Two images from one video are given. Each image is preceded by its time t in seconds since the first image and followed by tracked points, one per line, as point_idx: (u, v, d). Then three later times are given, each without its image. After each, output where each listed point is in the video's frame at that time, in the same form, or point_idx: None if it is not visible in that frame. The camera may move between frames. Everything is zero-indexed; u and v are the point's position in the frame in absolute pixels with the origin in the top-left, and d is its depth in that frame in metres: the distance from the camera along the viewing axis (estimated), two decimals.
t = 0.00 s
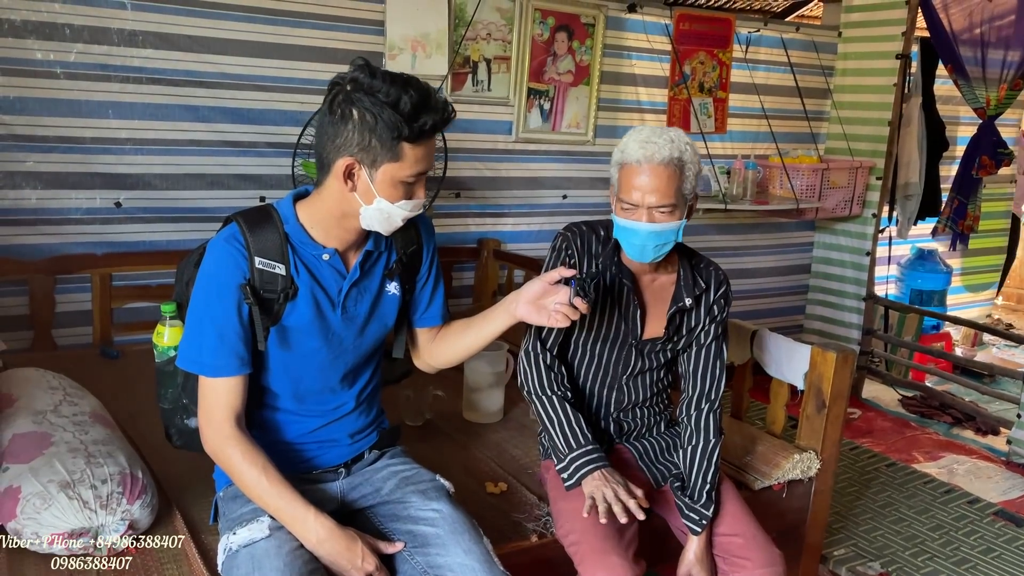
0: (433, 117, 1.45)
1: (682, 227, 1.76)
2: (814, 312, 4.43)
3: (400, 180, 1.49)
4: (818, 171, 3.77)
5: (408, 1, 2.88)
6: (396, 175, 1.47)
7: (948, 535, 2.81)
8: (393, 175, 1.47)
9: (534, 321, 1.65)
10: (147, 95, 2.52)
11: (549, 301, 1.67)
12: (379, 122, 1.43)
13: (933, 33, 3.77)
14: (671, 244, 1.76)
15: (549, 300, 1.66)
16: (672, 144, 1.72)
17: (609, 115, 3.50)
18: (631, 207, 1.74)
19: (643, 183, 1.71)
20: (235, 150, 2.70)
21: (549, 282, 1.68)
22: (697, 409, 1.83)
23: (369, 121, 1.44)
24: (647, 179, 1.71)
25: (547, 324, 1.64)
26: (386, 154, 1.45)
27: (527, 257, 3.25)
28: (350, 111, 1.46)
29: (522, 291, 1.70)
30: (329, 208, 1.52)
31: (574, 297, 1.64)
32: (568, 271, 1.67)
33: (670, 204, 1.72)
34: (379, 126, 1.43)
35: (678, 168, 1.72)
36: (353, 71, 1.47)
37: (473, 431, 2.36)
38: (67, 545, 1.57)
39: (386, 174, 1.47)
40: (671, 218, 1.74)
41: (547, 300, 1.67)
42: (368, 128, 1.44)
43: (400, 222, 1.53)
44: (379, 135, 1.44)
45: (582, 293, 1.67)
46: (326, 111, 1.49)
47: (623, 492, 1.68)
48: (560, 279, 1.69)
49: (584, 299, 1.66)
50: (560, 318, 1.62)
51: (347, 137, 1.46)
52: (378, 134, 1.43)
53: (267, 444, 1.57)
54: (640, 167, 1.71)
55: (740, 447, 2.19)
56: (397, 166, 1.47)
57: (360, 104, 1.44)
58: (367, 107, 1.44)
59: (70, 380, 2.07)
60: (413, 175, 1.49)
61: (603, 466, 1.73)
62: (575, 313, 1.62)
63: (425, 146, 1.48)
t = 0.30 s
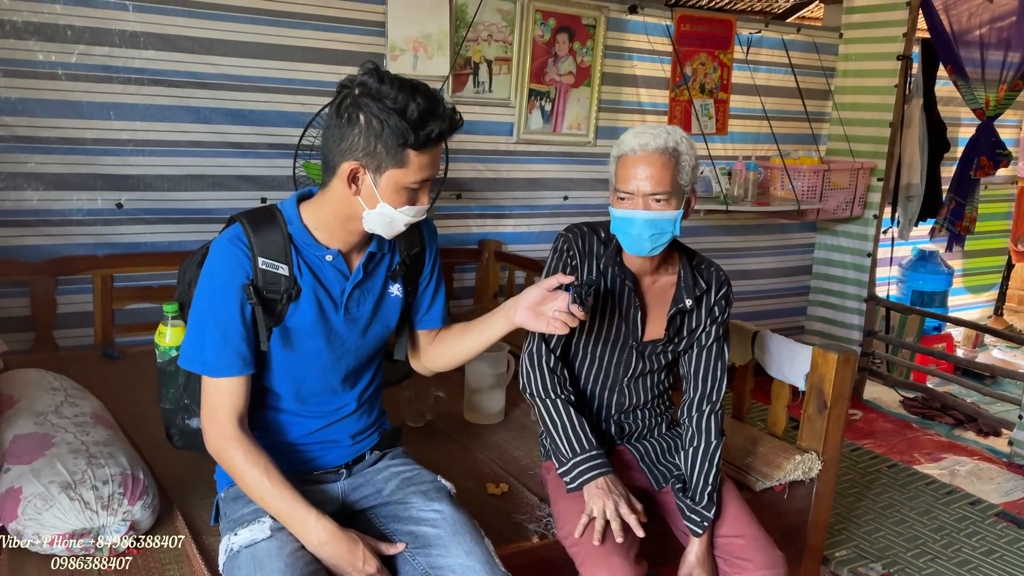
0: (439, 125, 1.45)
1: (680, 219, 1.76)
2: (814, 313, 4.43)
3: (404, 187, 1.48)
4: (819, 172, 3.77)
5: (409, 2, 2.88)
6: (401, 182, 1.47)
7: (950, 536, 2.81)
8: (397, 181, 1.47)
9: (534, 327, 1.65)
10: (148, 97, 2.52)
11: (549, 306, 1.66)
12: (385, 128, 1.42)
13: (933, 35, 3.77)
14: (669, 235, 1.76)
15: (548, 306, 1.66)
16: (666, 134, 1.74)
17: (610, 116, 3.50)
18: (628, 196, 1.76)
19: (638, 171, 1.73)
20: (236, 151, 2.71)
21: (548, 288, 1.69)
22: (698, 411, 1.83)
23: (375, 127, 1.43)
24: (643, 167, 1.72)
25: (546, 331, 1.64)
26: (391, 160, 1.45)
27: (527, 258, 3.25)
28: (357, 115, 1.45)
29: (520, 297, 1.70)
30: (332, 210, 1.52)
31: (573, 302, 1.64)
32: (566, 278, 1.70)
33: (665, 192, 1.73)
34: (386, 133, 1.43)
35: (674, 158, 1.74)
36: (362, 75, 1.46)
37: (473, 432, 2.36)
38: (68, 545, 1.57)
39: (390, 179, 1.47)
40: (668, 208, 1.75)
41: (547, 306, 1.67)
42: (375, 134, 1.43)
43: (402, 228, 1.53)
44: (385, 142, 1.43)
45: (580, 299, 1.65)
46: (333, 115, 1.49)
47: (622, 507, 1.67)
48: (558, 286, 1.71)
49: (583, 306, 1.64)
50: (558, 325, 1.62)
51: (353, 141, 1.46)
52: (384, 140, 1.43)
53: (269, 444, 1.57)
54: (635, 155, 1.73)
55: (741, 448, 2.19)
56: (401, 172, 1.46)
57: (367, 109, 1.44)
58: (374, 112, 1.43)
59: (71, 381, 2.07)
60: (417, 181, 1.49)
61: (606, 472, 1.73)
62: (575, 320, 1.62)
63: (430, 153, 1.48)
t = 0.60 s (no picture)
0: (439, 125, 1.45)
1: (676, 211, 1.75)
2: (815, 314, 4.43)
3: (404, 187, 1.48)
4: (820, 174, 3.77)
5: (410, 4, 2.88)
6: (401, 181, 1.47)
7: (950, 538, 2.81)
8: (397, 180, 1.47)
9: (534, 326, 1.65)
10: (149, 98, 2.52)
11: (549, 305, 1.67)
12: (385, 128, 1.42)
13: (933, 36, 3.77)
14: (665, 228, 1.75)
15: (548, 305, 1.66)
16: (661, 129, 1.76)
17: (610, 118, 3.51)
18: (625, 188, 1.77)
19: (635, 164, 1.74)
20: (237, 152, 2.71)
21: (548, 287, 1.69)
22: (698, 412, 1.83)
23: (374, 127, 1.43)
24: (639, 159, 1.73)
25: (546, 329, 1.65)
26: (391, 161, 1.45)
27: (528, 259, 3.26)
28: (356, 116, 1.45)
29: (519, 296, 1.70)
30: (333, 211, 1.52)
31: (573, 302, 1.64)
32: (567, 276, 1.70)
33: (661, 182, 1.74)
34: (385, 133, 1.43)
35: (670, 151, 1.75)
36: (361, 75, 1.46)
37: (474, 433, 2.36)
38: (69, 546, 1.57)
39: (391, 178, 1.47)
40: (664, 199, 1.75)
41: (547, 305, 1.67)
42: (374, 134, 1.43)
43: (402, 228, 1.52)
44: (385, 141, 1.43)
45: (581, 298, 1.67)
46: (332, 116, 1.49)
47: (625, 517, 1.67)
48: (559, 284, 1.71)
49: (583, 304, 1.66)
50: (559, 323, 1.63)
51: (353, 142, 1.45)
52: (384, 140, 1.43)
53: (269, 445, 1.57)
54: (631, 148, 1.75)
55: (742, 448, 2.19)
56: (401, 172, 1.47)
57: (367, 110, 1.44)
58: (373, 113, 1.43)
59: (72, 381, 2.08)
60: (416, 181, 1.49)
61: (609, 475, 1.73)
62: (575, 319, 1.63)
63: (430, 153, 1.48)
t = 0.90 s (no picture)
0: (440, 116, 1.47)
1: (673, 210, 1.75)
2: (815, 316, 4.43)
3: (412, 182, 1.50)
4: (820, 175, 3.77)
5: (411, 6, 2.89)
6: (410, 178, 1.49)
7: (951, 539, 2.81)
8: (407, 177, 1.48)
9: (534, 324, 1.65)
10: (150, 99, 2.53)
11: (549, 303, 1.66)
12: (389, 129, 1.43)
13: (934, 38, 3.77)
14: (663, 227, 1.75)
15: (548, 303, 1.66)
16: (655, 129, 1.76)
17: (610, 119, 3.51)
18: (620, 190, 1.77)
19: (630, 166, 1.74)
20: (237, 154, 2.71)
21: (546, 285, 1.68)
22: (698, 413, 1.83)
23: (379, 130, 1.43)
24: (634, 161, 1.74)
25: (546, 327, 1.65)
26: (400, 159, 1.46)
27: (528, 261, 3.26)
28: (358, 122, 1.44)
29: (518, 295, 1.69)
30: (332, 213, 1.52)
31: (573, 300, 1.64)
32: (565, 274, 1.68)
33: (657, 182, 1.74)
34: (391, 134, 1.43)
35: (665, 151, 1.75)
36: (351, 80, 1.45)
37: (474, 434, 2.36)
38: (69, 547, 1.57)
39: (400, 177, 1.48)
40: (660, 199, 1.74)
41: (546, 303, 1.66)
42: (379, 137, 1.43)
43: (412, 221, 1.55)
44: (391, 142, 1.44)
45: (579, 296, 1.67)
46: (330, 124, 1.47)
47: (625, 518, 1.67)
48: (556, 282, 1.70)
49: (582, 301, 1.67)
50: (558, 322, 1.63)
51: (358, 149, 1.44)
52: (391, 140, 1.43)
53: (269, 446, 1.57)
54: (626, 150, 1.75)
55: (742, 449, 2.19)
56: (410, 169, 1.48)
57: (367, 114, 1.43)
58: (375, 116, 1.43)
59: (72, 383, 2.08)
60: (423, 175, 1.51)
61: (609, 476, 1.73)
62: (575, 316, 1.62)
63: (431, 146, 1.50)
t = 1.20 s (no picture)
0: (436, 111, 1.48)
1: (671, 211, 1.75)
2: (816, 317, 4.43)
3: (415, 178, 1.51)
4: (821, 176, 3.77)
5: (412, 8, 2.89)
6: (412, 174, 1.50)
7: (952, 540, 2.80)
8: (410, 173, 1.49)
9: (534, 322, 1.65)
10: (151, 101, 2.53)
11: (548, 301, 1.67)
12: (389, 127, 1.43)
13: (936, 40, 3.76)
14: (661, 229, 1.75)
15: (547, 301, 1.67)
16: (652, 131, 1.76)
17: (611, 120, 3.51)
18: (619, 192, 1.77)
19: (628, 167, 1.75)
20: (239, 155, 2.72)
21: (544, 283, 1.69)
22: (698, 415, 1.83)
23: (380, 129, 1.43)
24: (631, 163, 1.74)
25: (546, 325, 1.65)
26: (402, 157, 1.47)
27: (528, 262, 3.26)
28: (357, 123, 1.44)
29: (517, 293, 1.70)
30: (332, 214, 1.52)
31: (572, 297, 1.64)
32: (563, 272, 1.69)
33: (654, 184, 1.74)
34: (391, 132, 1.43)
35: (662, 152, 1.75)
36: (346, 82, 1.45)
37: (474, 436, 2.37)
38: (69, 548, 1.57)
39: (403, 174, 1.49)
40: (658, 200, 1.75)
41: (545, 301, 1.67)
42: (380, 136, 1.43)
43: (414, 218, 1.55)
44: (393, 141, 1.44)
45: (579, 292, 1.68)
46: (328, 128, 1.47)
47: (624, 518, 1.67)
48: (555, 280, 1.71)
49: (582, 298, 1.67)
50: (557, 319, 1.63)
51: (360, 150, 1.44)
52: (393, 139, 1.44)
53: (269, 448, 1.57)
54: (623, 152, 1.76)
55: (743, 451, 2.19)
56: (411, 165, 1.49)
57: (366, 114, 1.43)
58: (374, 116, 1.43)
59: (72, 384, 2.08)
60: (424, 171, 1.52)
61: (608, 477, 1.73)
62: (574, 313, 1.62)
63: (430, 142, 1.51)
